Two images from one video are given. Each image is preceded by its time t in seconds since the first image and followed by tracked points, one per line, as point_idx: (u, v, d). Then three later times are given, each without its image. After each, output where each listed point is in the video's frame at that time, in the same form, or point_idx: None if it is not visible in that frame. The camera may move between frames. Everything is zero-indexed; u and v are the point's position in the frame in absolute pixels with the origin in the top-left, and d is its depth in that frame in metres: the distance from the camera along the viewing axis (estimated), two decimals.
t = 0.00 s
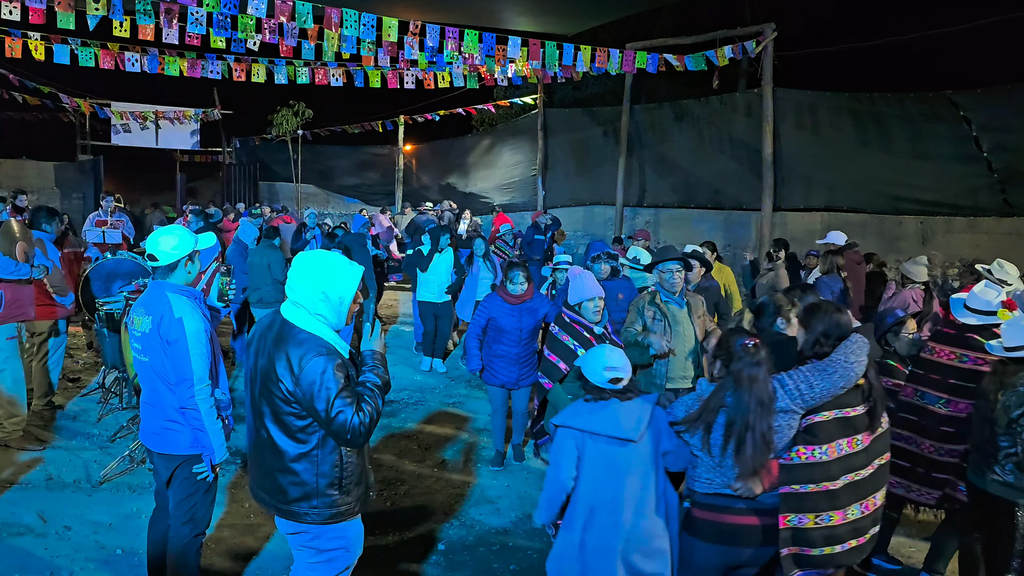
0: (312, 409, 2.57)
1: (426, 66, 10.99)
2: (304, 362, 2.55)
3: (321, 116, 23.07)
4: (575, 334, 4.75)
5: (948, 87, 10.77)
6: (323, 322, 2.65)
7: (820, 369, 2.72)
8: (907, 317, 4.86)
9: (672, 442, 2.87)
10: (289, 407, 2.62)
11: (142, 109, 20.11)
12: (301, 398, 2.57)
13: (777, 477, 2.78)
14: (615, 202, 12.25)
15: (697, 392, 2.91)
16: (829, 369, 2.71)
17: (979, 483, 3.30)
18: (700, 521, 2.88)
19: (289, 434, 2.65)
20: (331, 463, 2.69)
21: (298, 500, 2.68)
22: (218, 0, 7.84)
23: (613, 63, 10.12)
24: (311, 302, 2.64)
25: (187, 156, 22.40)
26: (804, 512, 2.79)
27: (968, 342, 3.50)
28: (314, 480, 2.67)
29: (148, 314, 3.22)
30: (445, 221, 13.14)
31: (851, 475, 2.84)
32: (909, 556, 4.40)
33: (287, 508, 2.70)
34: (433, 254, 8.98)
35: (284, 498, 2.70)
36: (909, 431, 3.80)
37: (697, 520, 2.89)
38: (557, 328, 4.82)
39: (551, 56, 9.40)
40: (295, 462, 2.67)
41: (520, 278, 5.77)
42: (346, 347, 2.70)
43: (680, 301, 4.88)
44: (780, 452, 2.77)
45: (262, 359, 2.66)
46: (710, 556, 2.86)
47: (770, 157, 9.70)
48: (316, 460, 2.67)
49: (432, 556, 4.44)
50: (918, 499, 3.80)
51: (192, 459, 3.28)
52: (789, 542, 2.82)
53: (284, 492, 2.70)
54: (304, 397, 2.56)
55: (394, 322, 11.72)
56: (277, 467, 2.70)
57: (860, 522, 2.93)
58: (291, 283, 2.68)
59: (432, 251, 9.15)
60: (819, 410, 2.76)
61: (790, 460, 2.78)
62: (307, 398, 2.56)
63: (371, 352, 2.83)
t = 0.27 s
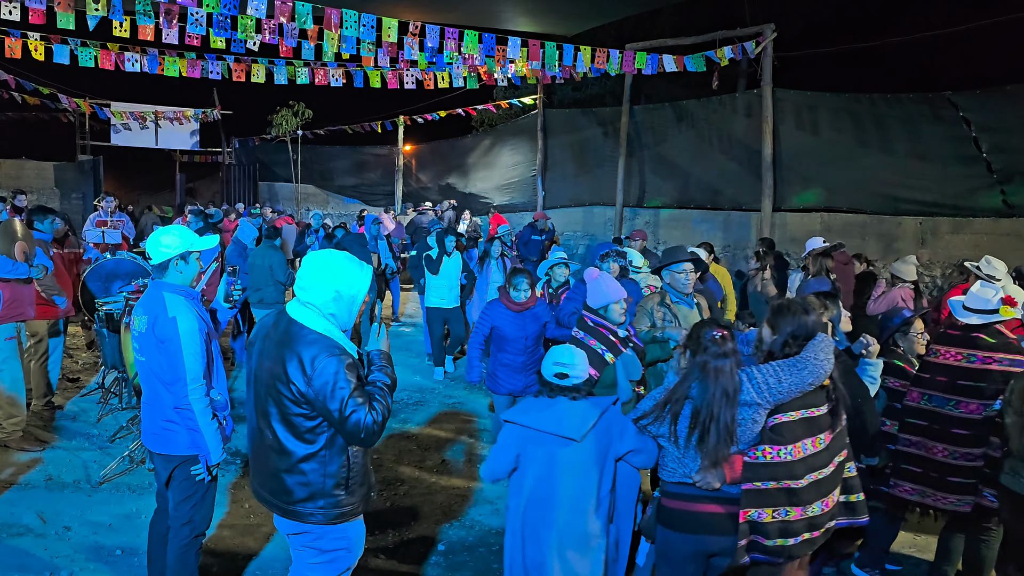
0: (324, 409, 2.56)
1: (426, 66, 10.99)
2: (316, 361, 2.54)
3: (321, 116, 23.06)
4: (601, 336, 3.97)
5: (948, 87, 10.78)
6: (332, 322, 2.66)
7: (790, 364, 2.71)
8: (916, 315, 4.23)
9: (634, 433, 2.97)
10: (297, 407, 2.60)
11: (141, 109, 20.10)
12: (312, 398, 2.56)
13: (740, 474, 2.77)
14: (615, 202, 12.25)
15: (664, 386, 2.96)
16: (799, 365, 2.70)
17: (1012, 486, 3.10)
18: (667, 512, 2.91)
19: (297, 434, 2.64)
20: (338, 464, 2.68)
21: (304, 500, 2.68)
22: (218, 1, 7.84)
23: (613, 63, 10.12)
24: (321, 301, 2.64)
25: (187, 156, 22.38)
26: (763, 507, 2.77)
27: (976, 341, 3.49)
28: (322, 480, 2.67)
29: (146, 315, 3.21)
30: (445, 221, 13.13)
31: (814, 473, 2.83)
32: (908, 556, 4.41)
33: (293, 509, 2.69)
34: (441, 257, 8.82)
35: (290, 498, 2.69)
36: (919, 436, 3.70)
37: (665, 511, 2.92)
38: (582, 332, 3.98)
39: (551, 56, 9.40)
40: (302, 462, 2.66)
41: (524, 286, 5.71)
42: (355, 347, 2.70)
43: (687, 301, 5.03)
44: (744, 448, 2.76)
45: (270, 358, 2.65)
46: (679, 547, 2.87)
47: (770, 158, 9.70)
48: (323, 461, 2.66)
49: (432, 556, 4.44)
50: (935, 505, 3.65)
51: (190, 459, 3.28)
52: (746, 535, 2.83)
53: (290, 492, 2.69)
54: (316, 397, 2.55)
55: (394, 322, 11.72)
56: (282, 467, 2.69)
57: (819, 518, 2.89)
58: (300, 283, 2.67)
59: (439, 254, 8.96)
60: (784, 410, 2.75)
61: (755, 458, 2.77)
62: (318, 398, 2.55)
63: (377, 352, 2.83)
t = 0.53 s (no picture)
0: (338, 409, 2.55)
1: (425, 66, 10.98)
2: (329, 361, 2.53)
3: (320, 116, 23.04)
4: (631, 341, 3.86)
5: (948, 87, 10.79)
6: (339, 320, 2.68)
7: (762, 355, 2.72)
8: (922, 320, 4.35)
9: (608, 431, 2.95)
10: (308, 407, 2.58)
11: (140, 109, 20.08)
12: (324, 397, 2.55)
13: (720, 465, 2.80)
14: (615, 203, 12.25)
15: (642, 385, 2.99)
16: (770, 355, 2.72)
17: None
18: (650, 508, 2.95)
19: (308, 435, 2.62)
20: (346, 463, 2.69)
21: (315, 500, 2.67)
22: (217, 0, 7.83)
23: (612, 64, 10.12)
24: (329, 300, 2.65)
25: (187, 156, 22.36)
26: (745, 501, 2.79)
27: (976, 336, 3.51)
28: (333, 480, 2.67)
29: (141, 316, 3.19)
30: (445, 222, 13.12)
31: (786, 466, 2.83)
32: (909, 556, 4.42)
33: (302, 510, 2.68)
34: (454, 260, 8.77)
35: (299, 499, 2.67)
36: (923, 435, 3.69)
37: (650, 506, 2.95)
38: (611, 337, 3.89)
39: (550, 56, 9.40)
40: (312, 462, 2.65)
41: (521, 279, 5.75)
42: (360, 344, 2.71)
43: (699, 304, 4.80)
44: (722, 440, 2.78)
45: (278, 357, 2.62)
46: (664, 540, 2.92)
47: (769, 158, 9.70)
48: (333, 460, 2.66)
49: (432, 556, 4.45)
50: (939, 505, 3.65)
51: (184, 459, 3.26)
52: (732, 532, 2.82)
53: (299, 493, 2.67)
54: (329, 397, 2.53)
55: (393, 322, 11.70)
56: (291, 468, 2.67)
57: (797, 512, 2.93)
58: (307, 282, 2.67)
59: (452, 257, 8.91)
60: (756, 401, 2.75)
61: (734, 449, 2.78)
62: (331, 398, 2.54)
63: (380, 350, 2.84)
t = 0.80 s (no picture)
0: (345, 408, 2.54)
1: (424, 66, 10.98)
2: (336, 359, 2.52)
3: (319, 116, 23.05)
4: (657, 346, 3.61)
5: (947, 88, 10.79)
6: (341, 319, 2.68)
7: (736, 352, 2.72)
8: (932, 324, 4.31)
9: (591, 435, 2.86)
10: (313, 406, 2.57)
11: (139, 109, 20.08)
12: (330, 395, 2.54)
13: (697, 464, 2.74)
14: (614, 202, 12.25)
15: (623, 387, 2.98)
16: (745, 352, 2.72)
17: None
18: (630, 501, 2.94)
19: (314, 433, 2.62)
20: (351, 458, 2.69)
21: (320, 497, 2.67)
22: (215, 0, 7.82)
23: (611, 64, 10.12)
24: (331, 298, 2.66)
25: (186, 156, 22.36)
26: (725, 498, 2.76)
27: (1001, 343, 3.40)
28: (338, 476, 2.68)
29: (137, 314, 3.18)
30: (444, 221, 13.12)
31: (766, 460, 2.87)
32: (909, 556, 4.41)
33: (308, 507, 2.68)
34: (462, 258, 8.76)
35: (305, 496, 2.67)
36: (942, 442, 3.57)
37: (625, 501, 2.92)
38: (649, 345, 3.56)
39: (549, 56, 9.40)
40: (319, 460, 2.64)
41: (523, 278, 5.75)
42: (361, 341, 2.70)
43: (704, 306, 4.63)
44: (701, 437, 2.72)
45: (281, 356, 2.60)
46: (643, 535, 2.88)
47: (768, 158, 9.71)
48: (340, 456, 2.66)
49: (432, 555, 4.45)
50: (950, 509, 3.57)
51: (178, 459, 3.26)
52: (713, 529, 2.78)
53: (306, 491, 2.67)
54: (336, 396, 2.52)
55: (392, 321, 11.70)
56: (297, 465, 2.66)
57: (775, 503, 2.93)
58: (309, 281, 2.67)
59: (461, 256, 8.92)
60: (735, 399, 2.72)
61: (712, 448, 2.74)
62: (338, 396, 2.52)
63: (381, 346, 2.84)
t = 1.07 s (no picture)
0: (346, 407, 2.54)
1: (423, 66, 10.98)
2: (337, 358, 2.52)
3: (318, 116, 23.03)
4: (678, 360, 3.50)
5: (947, 87, 10.78)
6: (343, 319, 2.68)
7: (708, 357, 2.73)
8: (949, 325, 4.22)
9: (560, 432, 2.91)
10: (315, 406, 2.57)
11: (138, 109, 20.07)
12: (331, 394, 2.54)
13: (661, 462, 2.79)
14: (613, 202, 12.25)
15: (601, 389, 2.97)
16: (716, 356, 2.73)
17: None
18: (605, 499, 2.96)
19: (316, 432, 2.61)
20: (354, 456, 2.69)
21: (323, 496, 2.67)
22: None
23: (609, 63, 10.12)
24: (335, 299, 2.66)
25: (185, 155, 22.35)
26: (689, 495, 2.79)
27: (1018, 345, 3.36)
28: (342, 474, 2.68)
29: (133, 314, 3.18)
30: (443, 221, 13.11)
31: (740, 461, 2.82)
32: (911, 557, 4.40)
33: (311, 505, 2.68)
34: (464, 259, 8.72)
35: (307, 495, 2.67)
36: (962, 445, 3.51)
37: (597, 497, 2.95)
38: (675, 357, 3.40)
39: (548, 56, 9.40)
40: (321, 458, 2.64)
41: (527, 284, 5.71)
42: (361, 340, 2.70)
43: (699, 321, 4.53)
44: (666, 437, 2.77)
45: (283, 357, 2.59)
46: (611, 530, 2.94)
47: (767, 158, 9.71)
48: (343, 455, 2.66)
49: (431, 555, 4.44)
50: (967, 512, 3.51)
51: (169, 458, 3.24)
52: (675, 522, 2.85)
53: (309, 489, 2.67)
54: (337, 395, 2.52)
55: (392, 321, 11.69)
56: (300, 464, 2.66)
57: (751, 504, 2.88)
58: (312, 281, 2.68)
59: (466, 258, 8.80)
60: (706, 401, 2.73)
61: (676, 448, 2.77)
62: (339, 396, 2.53)
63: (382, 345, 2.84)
